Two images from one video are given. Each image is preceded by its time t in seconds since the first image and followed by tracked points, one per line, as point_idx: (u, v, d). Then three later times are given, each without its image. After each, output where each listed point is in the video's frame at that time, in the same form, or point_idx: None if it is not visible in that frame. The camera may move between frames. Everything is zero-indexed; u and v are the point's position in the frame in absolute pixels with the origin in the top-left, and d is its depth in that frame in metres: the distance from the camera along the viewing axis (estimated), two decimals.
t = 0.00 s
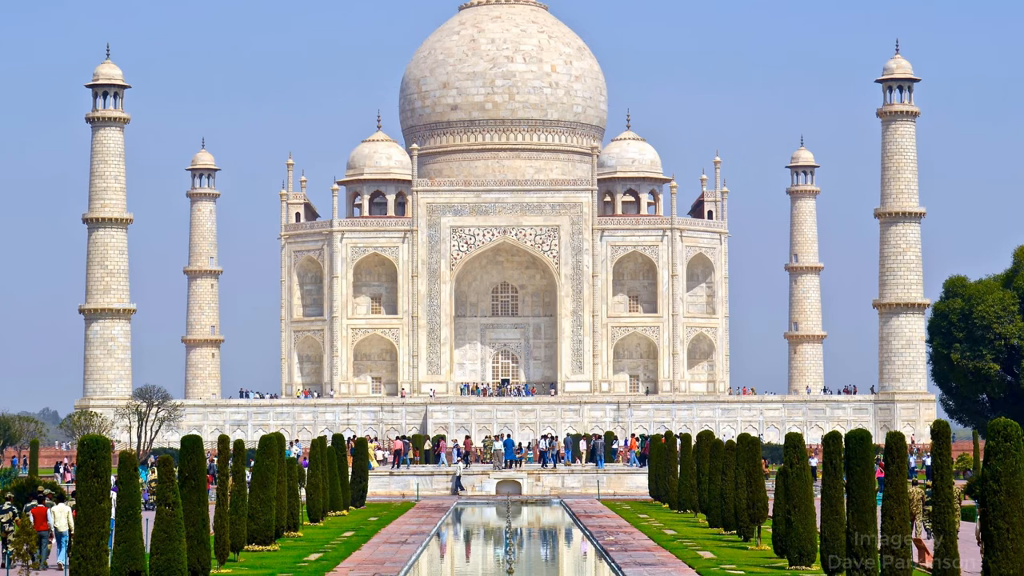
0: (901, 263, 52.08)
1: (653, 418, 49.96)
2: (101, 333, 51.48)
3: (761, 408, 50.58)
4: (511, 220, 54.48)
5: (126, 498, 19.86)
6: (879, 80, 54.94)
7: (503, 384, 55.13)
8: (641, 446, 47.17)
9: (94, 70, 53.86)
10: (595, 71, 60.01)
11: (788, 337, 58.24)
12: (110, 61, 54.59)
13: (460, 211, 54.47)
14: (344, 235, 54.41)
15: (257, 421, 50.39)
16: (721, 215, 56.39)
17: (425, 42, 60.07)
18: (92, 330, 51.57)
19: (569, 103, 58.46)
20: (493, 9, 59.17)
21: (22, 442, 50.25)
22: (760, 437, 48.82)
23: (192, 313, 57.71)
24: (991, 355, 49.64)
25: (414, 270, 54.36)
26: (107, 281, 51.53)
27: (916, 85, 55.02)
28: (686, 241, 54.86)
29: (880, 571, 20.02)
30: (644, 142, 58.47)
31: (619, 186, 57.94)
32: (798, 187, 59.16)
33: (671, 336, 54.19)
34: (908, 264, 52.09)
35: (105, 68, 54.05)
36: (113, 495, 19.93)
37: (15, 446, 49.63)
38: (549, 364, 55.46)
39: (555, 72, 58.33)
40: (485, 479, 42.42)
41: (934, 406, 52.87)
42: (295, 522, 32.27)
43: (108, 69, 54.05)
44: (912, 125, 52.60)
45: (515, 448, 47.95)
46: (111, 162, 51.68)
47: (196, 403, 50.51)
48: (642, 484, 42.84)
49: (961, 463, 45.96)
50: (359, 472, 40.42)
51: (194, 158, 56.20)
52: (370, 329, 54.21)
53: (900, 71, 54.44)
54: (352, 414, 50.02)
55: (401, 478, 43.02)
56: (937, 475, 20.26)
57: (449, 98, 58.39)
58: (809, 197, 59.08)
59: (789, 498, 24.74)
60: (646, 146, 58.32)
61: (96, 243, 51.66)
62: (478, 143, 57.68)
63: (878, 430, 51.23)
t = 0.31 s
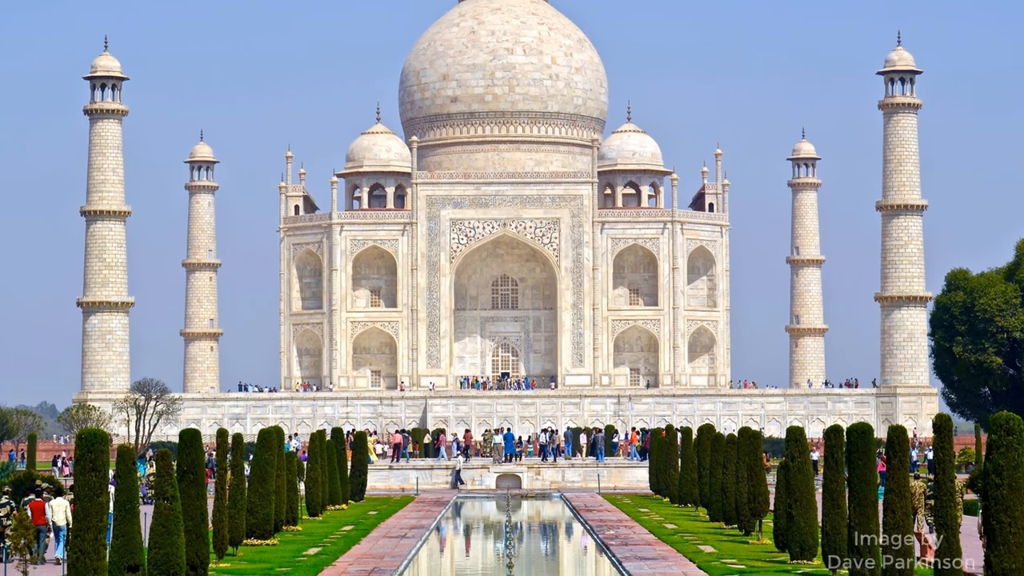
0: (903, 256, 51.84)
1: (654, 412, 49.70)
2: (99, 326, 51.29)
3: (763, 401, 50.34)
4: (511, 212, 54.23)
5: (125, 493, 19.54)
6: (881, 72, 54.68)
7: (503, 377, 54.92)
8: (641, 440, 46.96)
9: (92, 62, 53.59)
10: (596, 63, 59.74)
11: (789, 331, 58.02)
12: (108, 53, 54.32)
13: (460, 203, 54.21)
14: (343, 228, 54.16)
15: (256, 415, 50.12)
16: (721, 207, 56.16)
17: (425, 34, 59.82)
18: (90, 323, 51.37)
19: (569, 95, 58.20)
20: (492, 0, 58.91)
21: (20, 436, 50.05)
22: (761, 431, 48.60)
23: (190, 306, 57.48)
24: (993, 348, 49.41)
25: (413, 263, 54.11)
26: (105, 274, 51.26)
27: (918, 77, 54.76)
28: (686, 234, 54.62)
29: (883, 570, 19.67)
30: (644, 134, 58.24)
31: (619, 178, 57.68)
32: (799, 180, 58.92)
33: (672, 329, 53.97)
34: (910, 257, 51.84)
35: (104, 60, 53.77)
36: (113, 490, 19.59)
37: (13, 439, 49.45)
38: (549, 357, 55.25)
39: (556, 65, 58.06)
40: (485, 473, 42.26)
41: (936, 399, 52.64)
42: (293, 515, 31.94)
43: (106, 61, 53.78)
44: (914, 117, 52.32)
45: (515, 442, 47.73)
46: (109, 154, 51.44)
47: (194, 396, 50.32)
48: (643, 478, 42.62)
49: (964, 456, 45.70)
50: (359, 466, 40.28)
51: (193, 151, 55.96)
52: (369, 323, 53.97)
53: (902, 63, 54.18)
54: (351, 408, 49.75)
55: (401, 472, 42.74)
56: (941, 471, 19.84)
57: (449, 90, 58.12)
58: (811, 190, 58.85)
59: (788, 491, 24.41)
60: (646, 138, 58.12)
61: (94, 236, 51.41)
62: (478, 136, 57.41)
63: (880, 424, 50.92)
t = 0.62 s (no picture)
0: (904, 251, 51.65)
1: (654, 407, 49.56)
2: (98, 322, 51.14)
3: (764, 397, 50.18)
4: (511, 208, 54.08)
5: (124, 489, 19.39)
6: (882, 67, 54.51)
7: (503, 373, 54.77)
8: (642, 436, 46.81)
9: (91, 57, 53.42)
10: (596, 57, 59.57)
11: (790, 327, 57.86)
12: (107, 48, 54.15)
13: (460, 198, 54.06)
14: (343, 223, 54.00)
15: (255, 410, 49.99)
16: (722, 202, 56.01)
17: (425, 28, 59.67)
18: (89, 319, 51.21)
19: (569, 90, 58.02)
20: None
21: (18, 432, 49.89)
22: (762, 427, 48.46)
23: (189, 301, 57.31)
24: (995, 344, 49.28)
25: (413, 258, 53.95)
26: (104, 269, 51.09)
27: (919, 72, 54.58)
28: (687, 229, 54.45)
29: (884, 570, 19.42)
30: (645, 129, 58.09)
31: (619, 173, 57.52)
32: (800, 175, 58.77)
33: (672, 324, 53.80)
34: (912, 252, 51.65)
35: (103, 55, 53.60)
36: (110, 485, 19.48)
37: (10, 435, 49.29)
38: (550, 353, 55.07)
39: (556, 59, 57.89)
40: (485, 469, 41.86)
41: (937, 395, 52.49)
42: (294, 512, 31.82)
43: (105, 55, 53.60)
44: (916, 112, 52.15)
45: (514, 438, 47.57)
46: (108, 149, 51.25)
47: (193, 392, 50.21)
48: (643, 474, 42.47)
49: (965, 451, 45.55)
50: (359, 463, 40.22)
51: (192, 145, 55.79)
52: (369, 318, 53.80)
53: (903, 58, 54.01)
54: (350, 403, 49.64)
55: (400, 468, 42.62)
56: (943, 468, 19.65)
57: (448, 84, 57.95)
58: (812, 185, 58.70)
59: (788, 487, 24.25)
60: (646, 133, 57.96)
61: (92, 231, 51.25)
62: (478, 131, 57.23)
63: (881, 419, 50.75)
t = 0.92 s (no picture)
0: (905, 249, 51.58)
1: (654, 405, 49.45)
2: (97, 319, 51.09)
3: (764, 395, 50.12)
4: (511, 205, 53.99)
5: (123, 487, 19.31)
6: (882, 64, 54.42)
7: (502, 371, 54.72)
8: (642, 434, 46.71)
9: (90, 54, 53.34)
10: (596, 54, 59.49)
11: (791, 324, 57.78)
12: (106, 45, 54.08)
13: (460, 196, 53.97)
14: (343, 221, 53.93)
15: (255, 408, 49.98)
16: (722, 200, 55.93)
17: (425, 26, 59.62)
18: (89, 316, 51.16)
19: (570, 87, 57.95)
20: None
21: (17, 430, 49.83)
22: (762, 425, 48.40)
23: (189, 299, 57.24)
24: (995, 341, 49.19)
25: (413, 256, 53.87)
26: (103, 267, 51.03)
27: (920, 69, 54.48)
28: (687, 226, 54.38)
29: (884, 569, 19.31)
30: (645, 126, 58.03)
31: (619, 171, 57.41)
32: (800, 172, 58.71)
33: (672, 322, 53.71)
34: (912, 249, 51.59)
35: (102, 52, 53.53)
36: (109, 483, 19.41)
37: (9, 433, 49.23)
38: (550, 350, 55.00)
39: (556, 57, 57.82)
40: (485, 468, 41.77)
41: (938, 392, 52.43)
42: (294, 510, 31.76)
43: (104, 53, 53.53)
44: (916, 109, 52.07)
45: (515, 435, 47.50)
46: (108, 146, 51.17)
47: (193, 390, 50.14)
48: (644, 471, 42.36)
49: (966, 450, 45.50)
50: (359, 460, 40.18)
51: (191, 143, 55.72)
52: (368, 316, 53.73)
53: (904, 55, 53.91)
54: (350, 401, 49.53)
55: (400, 466, 42.36)
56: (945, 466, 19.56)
57: (448, 82, 57.87)
58: (812, 182, 58.63)
59: (789, 485, 24.14)
60: (646, 130, 57.88)
61: (92, 229, 51.18)
62: (478, 128, 57.13)
63: (882, 417, 50.68)
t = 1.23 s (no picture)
0: (906, 248, 51.57)
1: (654, 405, 49.43)
2: (97, 319, 51.09)
3: (764, 394, 50.13)
4: (511, 205, 53.97)
5: (124, 487, 19.30)
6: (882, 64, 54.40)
7: (502, 371, 54.73)
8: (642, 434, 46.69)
9: (90, 54, 53.34)
10: (596, 54, 59.49)
11: (791, 323, 57.76)
12: (106, 45, 54.06)
13: (460, 195, 53.95)
14: (343, 221, 53.92)
15: (254, 408, 49.98)
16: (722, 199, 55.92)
17: (425, 25, 59.62)
18: (89, 316, 51.16)
19: (570, 87, 57.94)
20: None
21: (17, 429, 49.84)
22: (762, 424, 48.39)
23: (189, 299, 57.23)
24: (996, 341, 49.18)
25: (413, 256, 53.86)
26: (103, 266, 51.01)
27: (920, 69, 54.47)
28: (687, 226, 54.38)
29: (884, 569, 19.30)
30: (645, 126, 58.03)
31: (619, 170, 57.40)
32: (800, 172, 58.71)
33: (672, 322, 53.70)
34: (912, 249, 51.58)
35: (102, 52, 53.52)
36: (109, 483, 19.40)
37: (9, 432, 49.23)
38: (550, 350, 54.99)
39: (556, 56, 57.80)
40: (486, 467, 41.90)
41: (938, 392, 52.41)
42: (294, 510, 31.72)
43: (104, 52, 53.52)
44: (916, 108, 52.05)
45: (515, 435, 47.49)
46: (108, 146, 51.16)
47: (193, 389, 50.13)
48: (644, 471, 42.32)
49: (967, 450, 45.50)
50: (359, 459, 40.17)
51: (191, 142, 55.71)
52: (368, 315, 53.73)
53: (904, 55, 53.89)
54: (349, 401, 49.51)
55: (400, 465, 42.31)
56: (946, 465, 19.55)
57: (448, 81, 57.86)
58: (812, 182, 58.62)
59: (788, 485, 24.13)
60: (646, 130, 57.87)
61: (92, 228, 51.17)
62: (478, 128, 57.11)
63: (882, 417, 50.66)
